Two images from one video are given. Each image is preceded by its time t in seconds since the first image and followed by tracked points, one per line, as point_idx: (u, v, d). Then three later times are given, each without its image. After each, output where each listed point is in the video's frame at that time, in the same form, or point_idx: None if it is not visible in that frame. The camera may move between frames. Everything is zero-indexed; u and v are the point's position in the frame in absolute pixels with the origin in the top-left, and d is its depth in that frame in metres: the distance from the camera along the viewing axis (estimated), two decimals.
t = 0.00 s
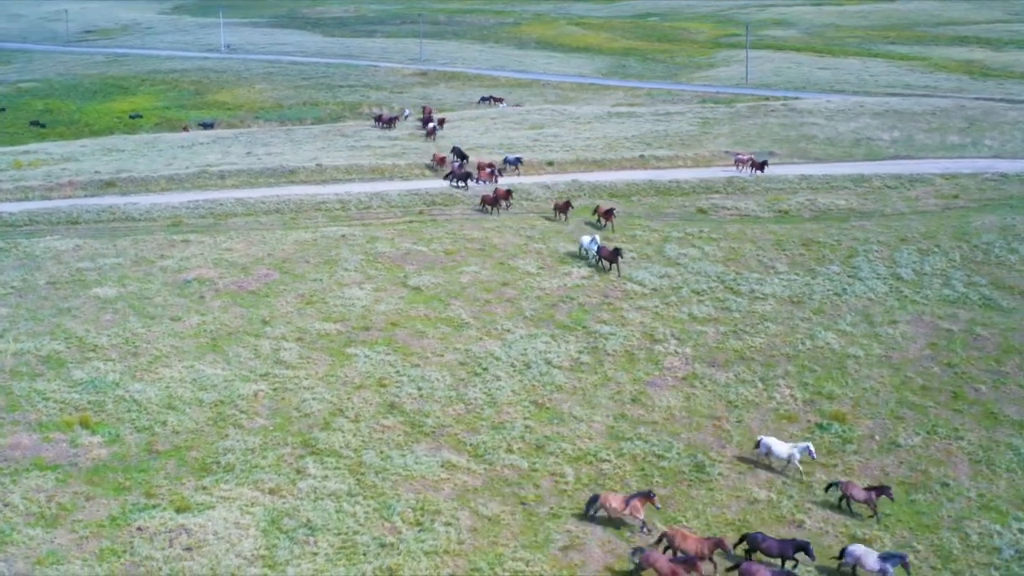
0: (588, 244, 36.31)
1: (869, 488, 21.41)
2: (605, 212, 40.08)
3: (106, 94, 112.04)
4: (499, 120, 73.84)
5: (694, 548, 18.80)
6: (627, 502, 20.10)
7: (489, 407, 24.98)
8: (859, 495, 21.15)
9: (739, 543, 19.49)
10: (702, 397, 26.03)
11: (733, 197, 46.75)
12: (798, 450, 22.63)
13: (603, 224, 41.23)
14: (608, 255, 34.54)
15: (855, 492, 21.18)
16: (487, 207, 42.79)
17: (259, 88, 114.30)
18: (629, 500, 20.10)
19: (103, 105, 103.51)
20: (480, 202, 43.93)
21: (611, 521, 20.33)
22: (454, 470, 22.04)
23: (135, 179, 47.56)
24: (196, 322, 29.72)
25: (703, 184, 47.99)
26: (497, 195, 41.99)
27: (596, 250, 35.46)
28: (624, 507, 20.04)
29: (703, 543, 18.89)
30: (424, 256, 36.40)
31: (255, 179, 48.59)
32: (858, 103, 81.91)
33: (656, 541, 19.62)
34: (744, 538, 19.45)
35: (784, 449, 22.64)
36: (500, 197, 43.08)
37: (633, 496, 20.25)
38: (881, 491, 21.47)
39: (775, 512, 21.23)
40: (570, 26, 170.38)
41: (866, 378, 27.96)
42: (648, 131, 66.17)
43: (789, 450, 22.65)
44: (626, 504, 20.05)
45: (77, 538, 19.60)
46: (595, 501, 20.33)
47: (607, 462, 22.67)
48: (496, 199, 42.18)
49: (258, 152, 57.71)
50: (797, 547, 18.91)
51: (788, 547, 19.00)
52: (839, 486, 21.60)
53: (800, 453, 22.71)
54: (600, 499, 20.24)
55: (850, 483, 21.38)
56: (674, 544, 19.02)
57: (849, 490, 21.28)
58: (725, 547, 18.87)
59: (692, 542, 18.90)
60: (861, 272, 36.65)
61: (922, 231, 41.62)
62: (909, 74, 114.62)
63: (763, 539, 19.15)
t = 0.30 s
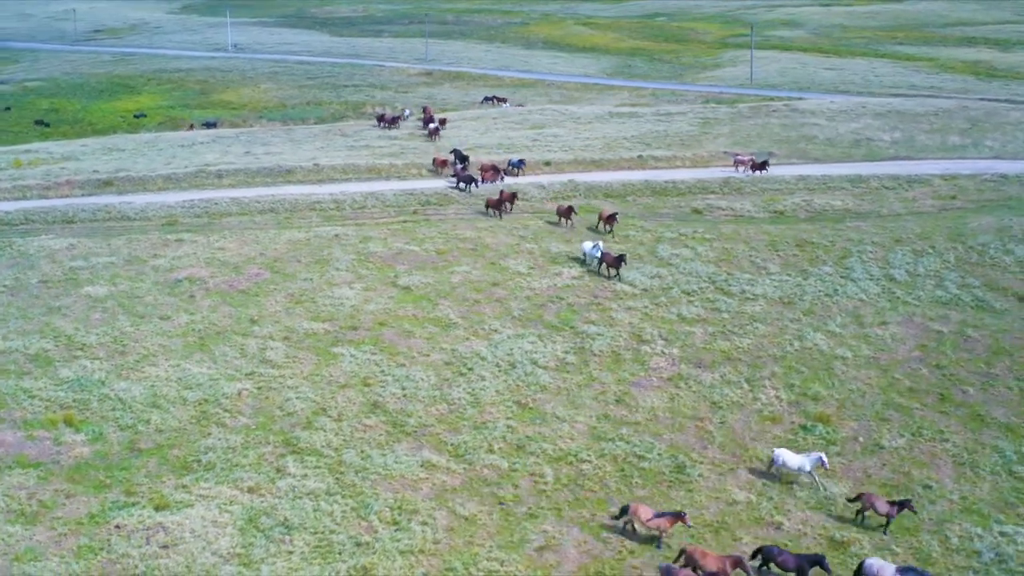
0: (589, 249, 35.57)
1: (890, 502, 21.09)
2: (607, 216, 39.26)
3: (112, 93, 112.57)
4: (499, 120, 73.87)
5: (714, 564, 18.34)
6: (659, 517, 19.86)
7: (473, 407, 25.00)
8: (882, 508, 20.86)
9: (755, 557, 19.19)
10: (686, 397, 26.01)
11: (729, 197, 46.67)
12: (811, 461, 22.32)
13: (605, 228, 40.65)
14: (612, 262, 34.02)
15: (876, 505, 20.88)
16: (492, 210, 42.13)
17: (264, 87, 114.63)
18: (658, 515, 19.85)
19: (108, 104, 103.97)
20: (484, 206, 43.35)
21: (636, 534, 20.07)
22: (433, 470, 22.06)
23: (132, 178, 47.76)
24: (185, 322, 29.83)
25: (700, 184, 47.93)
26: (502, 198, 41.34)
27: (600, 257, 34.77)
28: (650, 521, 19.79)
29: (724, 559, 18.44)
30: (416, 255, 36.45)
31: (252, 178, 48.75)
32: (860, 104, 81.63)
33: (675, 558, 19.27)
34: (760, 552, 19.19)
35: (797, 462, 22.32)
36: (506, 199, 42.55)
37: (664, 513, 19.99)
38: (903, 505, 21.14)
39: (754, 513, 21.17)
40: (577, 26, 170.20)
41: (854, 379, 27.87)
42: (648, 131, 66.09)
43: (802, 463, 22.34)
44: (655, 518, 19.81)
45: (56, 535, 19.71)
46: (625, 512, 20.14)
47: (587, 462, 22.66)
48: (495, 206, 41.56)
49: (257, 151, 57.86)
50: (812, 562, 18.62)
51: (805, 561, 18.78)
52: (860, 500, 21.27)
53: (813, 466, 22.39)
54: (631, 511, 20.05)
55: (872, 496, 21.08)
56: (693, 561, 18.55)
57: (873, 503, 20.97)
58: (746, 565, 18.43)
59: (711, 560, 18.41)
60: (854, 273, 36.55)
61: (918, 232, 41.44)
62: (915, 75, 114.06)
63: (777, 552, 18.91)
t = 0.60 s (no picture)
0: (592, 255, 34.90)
1: (911, 517, 20.57)
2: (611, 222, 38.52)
3: (118, 93, 113.01)
4: (500, 120, 73.88)
5: None
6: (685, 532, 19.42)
7: (456, 406, 25.01)
8: (904, 525, 20.38)
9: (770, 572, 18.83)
10: (670, 398, 25.97)
11: (726, 197, 46.58)
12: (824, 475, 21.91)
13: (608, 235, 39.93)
14: (617, 266, 33.36)
15: (897, 523, 20.37)
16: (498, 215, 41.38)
17: (269, 87, 114.91)
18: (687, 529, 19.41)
19: (113, 103, 104.36)
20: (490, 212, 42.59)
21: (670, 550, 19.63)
22: (413, 469, 22.09)
23: (129, 177, 47.96)
24: (173, 320, 29.93)
25: (696, 184, 47.85)
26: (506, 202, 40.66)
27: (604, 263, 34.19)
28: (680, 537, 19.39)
29: None
30: (407, 255, 36.49)
31: (249, 177, 48.86)
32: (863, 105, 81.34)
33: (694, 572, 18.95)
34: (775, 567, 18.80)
35: (809, 476, 21.88)
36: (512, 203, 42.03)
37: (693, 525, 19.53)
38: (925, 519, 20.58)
39: (732, 514, 21.11)
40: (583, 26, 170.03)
41: (841, 380, 27.77)
42: (648, 131, 66.00)
43: (815, 476, 21.90)
44: (683, 534, 19.38)
45: (34, 531, 19.81)
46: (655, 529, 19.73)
47: (567, 463, 22.65)
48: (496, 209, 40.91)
49: (256, 150, 58.00)
50: None
51: None
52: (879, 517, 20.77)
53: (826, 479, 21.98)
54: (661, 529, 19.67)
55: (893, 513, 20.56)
56: None
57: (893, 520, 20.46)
58: None
59: None
60: (846, 274, 36.43)
61: (913, 233, 41.26)
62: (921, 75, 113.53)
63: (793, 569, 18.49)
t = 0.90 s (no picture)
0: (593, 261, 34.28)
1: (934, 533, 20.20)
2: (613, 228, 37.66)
3: (124, 91, 113.49)
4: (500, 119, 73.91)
5: None
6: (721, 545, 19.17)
7: (439, 406, 25.04)
8: (926, 539, 20.01)
9: None
10: (654, 399, 25.95)
11: (721, 198, 46.49)
12: (835, 490, 21.44)
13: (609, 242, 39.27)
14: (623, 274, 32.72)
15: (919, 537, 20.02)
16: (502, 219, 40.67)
17: (274, 86, 115.21)
18: (719, 542, 19.15)
19: (119, 102, 104.82)
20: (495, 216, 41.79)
21: (701, 564, 19.27)
22: (393, 468, 22.14)
23: (127, 176, 48.17)
24: (162, 318, 30.04)
25: (692, 185, 47.78)
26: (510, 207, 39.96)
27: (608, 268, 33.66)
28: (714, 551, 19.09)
29: None
30: (399, 254, 36.55)
31: (246, 176, 48.99)
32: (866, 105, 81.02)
33: None
34: None
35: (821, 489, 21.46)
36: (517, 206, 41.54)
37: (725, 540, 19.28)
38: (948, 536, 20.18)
39: (710, 515, 21.07)
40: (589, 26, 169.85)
41: (827, 382, 27.67)
42: (648, 131, 65.91)
43: (826, 490, 21.47)
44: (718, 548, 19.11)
45: (13, 527, 19.93)
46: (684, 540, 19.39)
47: (547, 463, 22.65)
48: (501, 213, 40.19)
49: (255, 150, 58.18)
50: None
51: None
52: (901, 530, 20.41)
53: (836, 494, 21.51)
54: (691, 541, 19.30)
55: (915, 527, 20.23)
56: None
57: (915, 534, 20.10)
58: None
59: None
60: (839, 275, 36.30)
61: (908, 234, 41.08)
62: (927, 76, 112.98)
63: None
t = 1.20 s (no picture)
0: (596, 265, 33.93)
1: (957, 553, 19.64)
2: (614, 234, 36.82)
3: (130, 90, 113.97)
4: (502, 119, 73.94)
5: None
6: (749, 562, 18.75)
7: (421, 405, 25.07)
8: (949, 560, 19.39)
9: None
10: (638, 399, 25.93)
11: (717, 198, 46.41)
12: (850, 500, 21.13)
13: (614, 246, 38.37)
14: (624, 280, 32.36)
15: (941, 557, 19.41)
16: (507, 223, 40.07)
17: (279, 85, 115.48)
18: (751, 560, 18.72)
19: (124, 101, 105.24)
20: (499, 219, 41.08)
21: None
22: (372, 467, 22.17)
23: (125, 175, 48.41)
24: (151, 316, 30.18)
25: (688, 185, 47.72)
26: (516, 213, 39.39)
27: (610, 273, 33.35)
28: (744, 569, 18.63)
29: None
30: (391, 253, 36.61)
31: (243, 175, 49.13)
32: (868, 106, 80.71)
33: None
34: None
35: (836, 500, 21.15)
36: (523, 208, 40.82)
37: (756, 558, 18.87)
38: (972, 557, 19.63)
39: (688, 516, 21.03)
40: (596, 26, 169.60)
41: (814, 383, 27.58)
42: (648, 131, 65.81)
43: (840, 501, 21.15)
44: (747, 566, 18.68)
45: None
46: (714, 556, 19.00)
47: (526, 463, 22.65)
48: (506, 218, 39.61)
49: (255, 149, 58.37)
50: None
51: None
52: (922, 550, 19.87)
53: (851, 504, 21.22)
54: (720, 557, 18.81)
55: (937, 547, 19.61)
56: None
57: (938, 555, 19.49)
58: None
59: None
60: (831, 275, 36.18)
61: (904, 235, 40.89)
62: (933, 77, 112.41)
63: None
